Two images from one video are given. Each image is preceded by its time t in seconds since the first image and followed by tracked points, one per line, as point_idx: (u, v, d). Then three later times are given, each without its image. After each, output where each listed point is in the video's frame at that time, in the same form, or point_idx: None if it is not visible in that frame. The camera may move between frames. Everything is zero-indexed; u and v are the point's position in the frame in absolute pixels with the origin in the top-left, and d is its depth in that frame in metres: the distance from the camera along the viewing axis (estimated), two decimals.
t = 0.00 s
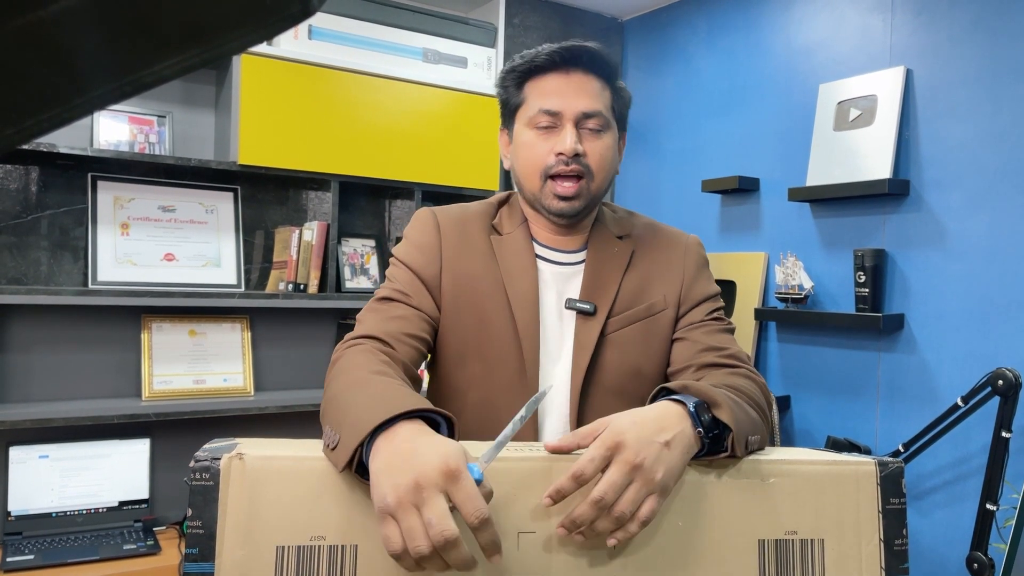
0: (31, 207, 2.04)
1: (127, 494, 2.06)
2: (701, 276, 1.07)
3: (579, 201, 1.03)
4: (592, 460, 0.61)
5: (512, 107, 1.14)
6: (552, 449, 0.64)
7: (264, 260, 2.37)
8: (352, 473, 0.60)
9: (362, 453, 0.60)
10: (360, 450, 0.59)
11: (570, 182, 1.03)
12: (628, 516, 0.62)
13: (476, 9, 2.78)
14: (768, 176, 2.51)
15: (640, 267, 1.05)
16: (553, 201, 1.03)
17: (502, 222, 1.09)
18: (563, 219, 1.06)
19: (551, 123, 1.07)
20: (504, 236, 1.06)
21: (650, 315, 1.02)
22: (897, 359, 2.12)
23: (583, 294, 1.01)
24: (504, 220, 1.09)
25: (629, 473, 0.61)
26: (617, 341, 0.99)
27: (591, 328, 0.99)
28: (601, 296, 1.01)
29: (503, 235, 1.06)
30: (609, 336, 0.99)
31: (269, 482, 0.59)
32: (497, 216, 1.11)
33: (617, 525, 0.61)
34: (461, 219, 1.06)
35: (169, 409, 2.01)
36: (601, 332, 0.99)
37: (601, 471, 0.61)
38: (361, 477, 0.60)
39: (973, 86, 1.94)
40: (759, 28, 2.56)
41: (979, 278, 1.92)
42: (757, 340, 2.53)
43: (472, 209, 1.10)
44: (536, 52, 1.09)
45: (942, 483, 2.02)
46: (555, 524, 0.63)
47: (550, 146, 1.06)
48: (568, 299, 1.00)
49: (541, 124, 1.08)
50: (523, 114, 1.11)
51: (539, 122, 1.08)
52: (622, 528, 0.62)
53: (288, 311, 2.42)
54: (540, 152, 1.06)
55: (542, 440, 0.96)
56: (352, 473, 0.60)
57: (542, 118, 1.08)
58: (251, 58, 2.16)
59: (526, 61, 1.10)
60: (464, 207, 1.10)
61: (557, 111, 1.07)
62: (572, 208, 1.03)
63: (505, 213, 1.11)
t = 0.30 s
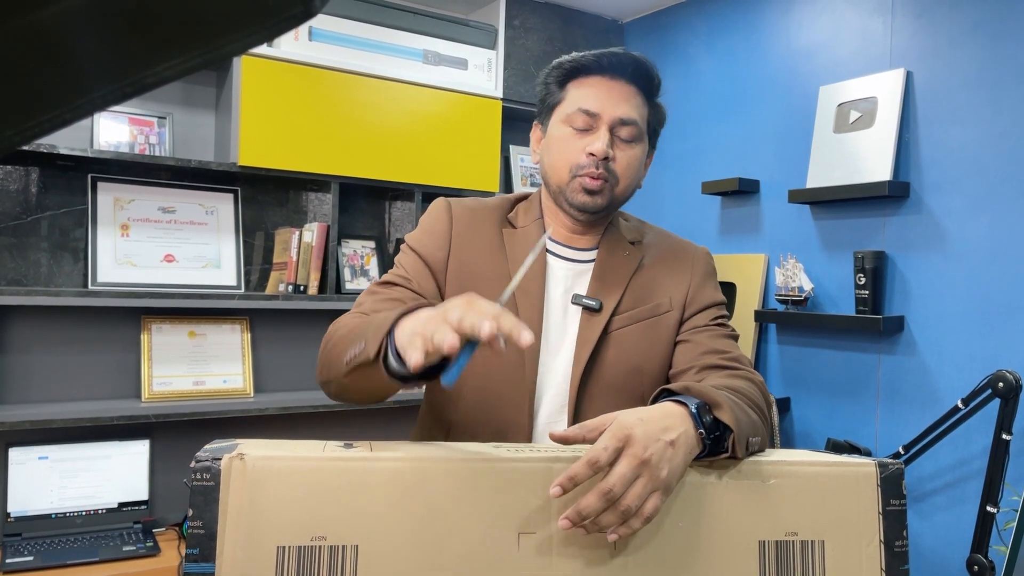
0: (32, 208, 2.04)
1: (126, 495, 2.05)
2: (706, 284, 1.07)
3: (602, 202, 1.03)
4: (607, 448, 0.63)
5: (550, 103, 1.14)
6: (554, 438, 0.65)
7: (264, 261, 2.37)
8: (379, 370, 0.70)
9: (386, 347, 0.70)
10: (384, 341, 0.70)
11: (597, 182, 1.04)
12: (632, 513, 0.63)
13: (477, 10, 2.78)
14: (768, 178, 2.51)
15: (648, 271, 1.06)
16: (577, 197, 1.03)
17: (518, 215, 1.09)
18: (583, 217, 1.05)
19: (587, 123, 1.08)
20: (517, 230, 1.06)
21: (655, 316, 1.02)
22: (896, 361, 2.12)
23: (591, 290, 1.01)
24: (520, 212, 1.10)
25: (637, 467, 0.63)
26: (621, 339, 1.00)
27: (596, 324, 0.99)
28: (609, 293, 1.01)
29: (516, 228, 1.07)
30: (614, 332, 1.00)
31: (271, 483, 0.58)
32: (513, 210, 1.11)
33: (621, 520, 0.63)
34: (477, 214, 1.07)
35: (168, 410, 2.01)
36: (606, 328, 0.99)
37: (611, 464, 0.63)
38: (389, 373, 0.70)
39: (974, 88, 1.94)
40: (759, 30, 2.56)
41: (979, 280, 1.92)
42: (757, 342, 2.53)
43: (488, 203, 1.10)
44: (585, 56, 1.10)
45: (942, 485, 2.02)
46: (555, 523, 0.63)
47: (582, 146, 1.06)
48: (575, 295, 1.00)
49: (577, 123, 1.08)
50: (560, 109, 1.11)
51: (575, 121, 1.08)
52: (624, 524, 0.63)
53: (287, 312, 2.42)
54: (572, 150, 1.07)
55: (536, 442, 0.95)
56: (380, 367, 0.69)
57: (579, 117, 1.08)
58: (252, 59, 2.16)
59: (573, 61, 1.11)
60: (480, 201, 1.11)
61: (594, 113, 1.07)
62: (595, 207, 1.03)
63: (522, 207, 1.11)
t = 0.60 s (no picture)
0: (31, 209, 2.04)
1: (125, 497, 2.05)
2: (708, 288, 1.07)
3: (599, 206, 1.07)
4: (602, 463, 0.63)
5: (552, 102, 1.17)
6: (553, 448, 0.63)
7: (264, 263, 2.37)
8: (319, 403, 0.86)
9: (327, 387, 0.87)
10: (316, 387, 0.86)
11: (594, 186, 1.07)
12: (631, 522, 0.63)
13: (477, 12, 2.78)
14: (767, 179, 2.51)
15: (646, 272, 1.07)
16: (575, 200, 1.07)
17: (509, 214, 1.15)
18: (580, 219, 1.09)
19: (588, 127, 1.11)
20: (502, 232, 1.12)
21: (654, 317, 1.03)
22: (896, 364, 2.11)
23: (591, 292, 1.04)
24: (514, 212, 1.15)
25: (636, 476, 0.63)
26: (621, 341, 1.01)
27: (595, 325, 1.01)
28: (607, 295, 1.03)
29: (506, 226, 1.13)
30: (612, 333, 1.01)
31: (268, 490, 0.58)
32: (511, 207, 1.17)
33: (620, 530, 0.63)
34: (465, 217, 1.14)
35: (167, 411, 2.01)
36: (603, 329, 1.01)
37: (609, 473, 0.63)
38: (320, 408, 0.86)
39: (973, 90, 1.94)
40: (759, 33, 2.56)
41: (979, 282, 1.92)
42: (756, 344, 2.53)
43: (482, 206, 1.17)
44: (590, 58, 1.12)
45: (942, 488, 2.02)
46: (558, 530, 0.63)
47: (583, 149, 1.09)
48: (575, 297, 1.03)
49: (578, 126, 1.11)
50: (562, 111, 1.14)
51: (577, 124, 1.11)
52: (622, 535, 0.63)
53: (287, 314, 2.41)
54: (573, 152, 1.10)
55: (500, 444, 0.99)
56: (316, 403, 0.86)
57: (581, 120, 1.11)
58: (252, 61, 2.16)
59: (577, 63, 1.13)
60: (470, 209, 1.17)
61: (596, 116, 1.10)
62: (591, 210, 1.07)
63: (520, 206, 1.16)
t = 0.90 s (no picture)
0: (29, 210, 2.04)
1: (123, 498, 2.05)
2: (681, 284, 1.07)
3: (548, 203, 1.11)
4: (607, 474, 0.59)
5: (500, 102, 1.21)
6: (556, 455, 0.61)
7: (262, 264, 2.37)
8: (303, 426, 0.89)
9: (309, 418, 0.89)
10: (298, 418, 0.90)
11: (540, 184, 1.11)
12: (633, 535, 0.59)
13: (476, 13, 2.78)
14: (765, 181, 2.51)
15: (614, 271, 1.08)
16: (523, 200, 1.11)
17: (471, 220, 1.21)
18: (531, 217, 1.13)
19: (530, 125, 1.14)
20: (462, 238, 1.17)
21: (625, 319, 1.04)
22: (894, 365, 2.12)
23: (559, 296, 1.06)
24: (476, 218, 1.21)
25: (640, 488, 0.59)
26: (586, 346, 1.03)
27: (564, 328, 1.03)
28: (576, 299, 1.05)
29: (468, 231, 1.19)
30: (581, 338, 1.03)
31: (263, 502, 0.56)
32: (474, 214, 1.23)
33: (622, 543, 0.59)
34: (430, 226, 1.20)
35: (165, 413, 2.01)
36: (572, 334, 1.03)
37: (612, 484, 0.59)
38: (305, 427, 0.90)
39: (970, 93, 1.95)
40: (757, 35, 2.56)
41: (976, 284, 1.92)
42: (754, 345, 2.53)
43: (450, 214, 1.24)
44: (526, 56, 1.15)
45: (939, 489, 2.02)
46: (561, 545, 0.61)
47: (526, 147, 1.13)
48: (543, 303, 1.06)
49: (521, 125, 1.15)
50: (507, 109, 1.18)
51: (520, 123, 1.15)
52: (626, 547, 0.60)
53: (285, 315, 2.41)
54: (518, 150, 1.14)
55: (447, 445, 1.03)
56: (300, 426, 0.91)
57: (523, 119, 1.15)
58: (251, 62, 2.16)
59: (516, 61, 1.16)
60: (437, 218, 1.22)
61: (536, 114, 1.14)
62: (540, 207, 1.11)
63: (481, 214, 1.22)
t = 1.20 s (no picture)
0: (28, 212, 2.04)
1: (123, 499, 2.05)
2: (631, 265, 1.11)
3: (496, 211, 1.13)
4: (600, 443, 0.61)
5: (436, 107, 1.20)
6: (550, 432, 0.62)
7: (261, 265, 2.37)
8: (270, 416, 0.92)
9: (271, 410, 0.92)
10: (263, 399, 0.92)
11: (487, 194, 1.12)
12: (627, 505, 0.61)
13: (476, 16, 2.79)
14: (763, 183, 2.52)
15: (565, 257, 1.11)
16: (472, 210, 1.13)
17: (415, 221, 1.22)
18: (480, 222, 1.15)
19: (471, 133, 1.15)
20: (408, 239, 1.18)
21: (582, 308, 1.07)
22: (892, 367, 2.12)
23: (514, 292, 1.08)
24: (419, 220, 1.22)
25: (635, 458, 0.61)
26: (548, 339, 1.05)
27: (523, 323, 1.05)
28: (531, 293, 1.07)
29: (412, 235, 1.19)
30: (542, 331, 1.05)
31: (264, 502, 0.56)
32: (417, 216, 1.23)
33: (615, 513, 0.60)
34: (375, 233, 1.21)
35: (165, 414, 2.01)
36: (533, 328, 1.05)
37: (606, 454, 0.61)
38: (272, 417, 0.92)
39: (969, 95, 1.95)
40: (756, 38, 2.57)
41: (974, 286, 1.93)
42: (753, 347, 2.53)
43: (392, 220, 1.24)
44: (460, 66, 1.14)
45: (938, 490, 2.02)
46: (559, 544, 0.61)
47: (469, 157, 1.14)
48: (500, 300, 1.07)
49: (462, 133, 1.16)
50: (446, 116, 1.18)
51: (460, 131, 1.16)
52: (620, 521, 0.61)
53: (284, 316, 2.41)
54: (461, 160, 1.15)
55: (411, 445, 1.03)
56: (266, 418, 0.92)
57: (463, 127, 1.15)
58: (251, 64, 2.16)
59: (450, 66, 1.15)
60: (381, 225, 1.24)
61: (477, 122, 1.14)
62: (489, 214, 1.13)
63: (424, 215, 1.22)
